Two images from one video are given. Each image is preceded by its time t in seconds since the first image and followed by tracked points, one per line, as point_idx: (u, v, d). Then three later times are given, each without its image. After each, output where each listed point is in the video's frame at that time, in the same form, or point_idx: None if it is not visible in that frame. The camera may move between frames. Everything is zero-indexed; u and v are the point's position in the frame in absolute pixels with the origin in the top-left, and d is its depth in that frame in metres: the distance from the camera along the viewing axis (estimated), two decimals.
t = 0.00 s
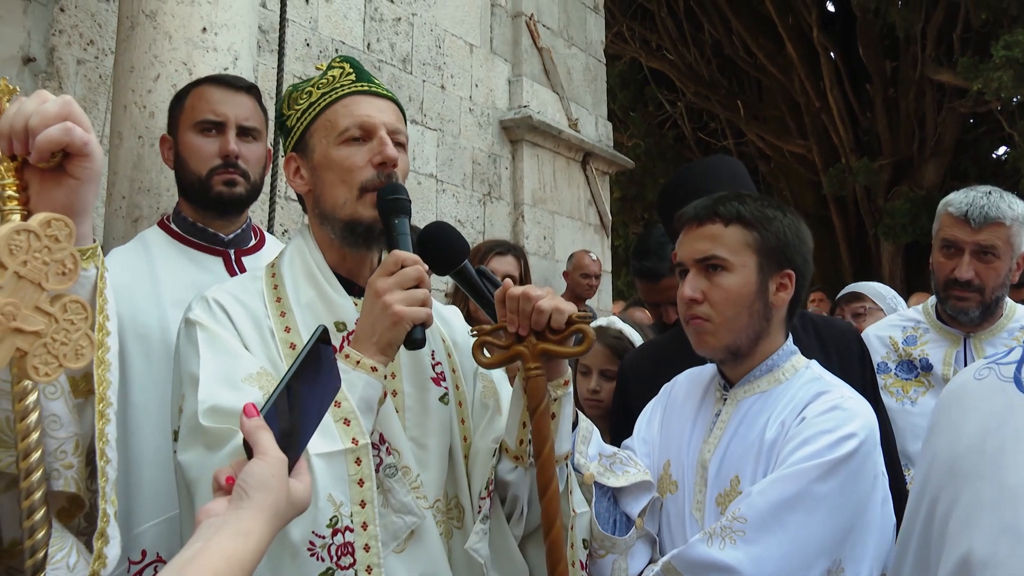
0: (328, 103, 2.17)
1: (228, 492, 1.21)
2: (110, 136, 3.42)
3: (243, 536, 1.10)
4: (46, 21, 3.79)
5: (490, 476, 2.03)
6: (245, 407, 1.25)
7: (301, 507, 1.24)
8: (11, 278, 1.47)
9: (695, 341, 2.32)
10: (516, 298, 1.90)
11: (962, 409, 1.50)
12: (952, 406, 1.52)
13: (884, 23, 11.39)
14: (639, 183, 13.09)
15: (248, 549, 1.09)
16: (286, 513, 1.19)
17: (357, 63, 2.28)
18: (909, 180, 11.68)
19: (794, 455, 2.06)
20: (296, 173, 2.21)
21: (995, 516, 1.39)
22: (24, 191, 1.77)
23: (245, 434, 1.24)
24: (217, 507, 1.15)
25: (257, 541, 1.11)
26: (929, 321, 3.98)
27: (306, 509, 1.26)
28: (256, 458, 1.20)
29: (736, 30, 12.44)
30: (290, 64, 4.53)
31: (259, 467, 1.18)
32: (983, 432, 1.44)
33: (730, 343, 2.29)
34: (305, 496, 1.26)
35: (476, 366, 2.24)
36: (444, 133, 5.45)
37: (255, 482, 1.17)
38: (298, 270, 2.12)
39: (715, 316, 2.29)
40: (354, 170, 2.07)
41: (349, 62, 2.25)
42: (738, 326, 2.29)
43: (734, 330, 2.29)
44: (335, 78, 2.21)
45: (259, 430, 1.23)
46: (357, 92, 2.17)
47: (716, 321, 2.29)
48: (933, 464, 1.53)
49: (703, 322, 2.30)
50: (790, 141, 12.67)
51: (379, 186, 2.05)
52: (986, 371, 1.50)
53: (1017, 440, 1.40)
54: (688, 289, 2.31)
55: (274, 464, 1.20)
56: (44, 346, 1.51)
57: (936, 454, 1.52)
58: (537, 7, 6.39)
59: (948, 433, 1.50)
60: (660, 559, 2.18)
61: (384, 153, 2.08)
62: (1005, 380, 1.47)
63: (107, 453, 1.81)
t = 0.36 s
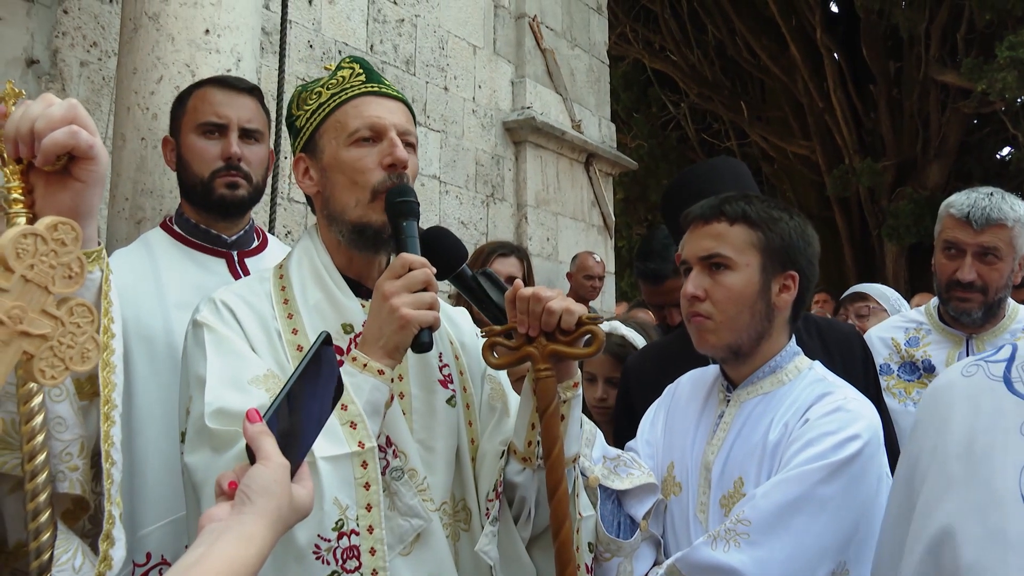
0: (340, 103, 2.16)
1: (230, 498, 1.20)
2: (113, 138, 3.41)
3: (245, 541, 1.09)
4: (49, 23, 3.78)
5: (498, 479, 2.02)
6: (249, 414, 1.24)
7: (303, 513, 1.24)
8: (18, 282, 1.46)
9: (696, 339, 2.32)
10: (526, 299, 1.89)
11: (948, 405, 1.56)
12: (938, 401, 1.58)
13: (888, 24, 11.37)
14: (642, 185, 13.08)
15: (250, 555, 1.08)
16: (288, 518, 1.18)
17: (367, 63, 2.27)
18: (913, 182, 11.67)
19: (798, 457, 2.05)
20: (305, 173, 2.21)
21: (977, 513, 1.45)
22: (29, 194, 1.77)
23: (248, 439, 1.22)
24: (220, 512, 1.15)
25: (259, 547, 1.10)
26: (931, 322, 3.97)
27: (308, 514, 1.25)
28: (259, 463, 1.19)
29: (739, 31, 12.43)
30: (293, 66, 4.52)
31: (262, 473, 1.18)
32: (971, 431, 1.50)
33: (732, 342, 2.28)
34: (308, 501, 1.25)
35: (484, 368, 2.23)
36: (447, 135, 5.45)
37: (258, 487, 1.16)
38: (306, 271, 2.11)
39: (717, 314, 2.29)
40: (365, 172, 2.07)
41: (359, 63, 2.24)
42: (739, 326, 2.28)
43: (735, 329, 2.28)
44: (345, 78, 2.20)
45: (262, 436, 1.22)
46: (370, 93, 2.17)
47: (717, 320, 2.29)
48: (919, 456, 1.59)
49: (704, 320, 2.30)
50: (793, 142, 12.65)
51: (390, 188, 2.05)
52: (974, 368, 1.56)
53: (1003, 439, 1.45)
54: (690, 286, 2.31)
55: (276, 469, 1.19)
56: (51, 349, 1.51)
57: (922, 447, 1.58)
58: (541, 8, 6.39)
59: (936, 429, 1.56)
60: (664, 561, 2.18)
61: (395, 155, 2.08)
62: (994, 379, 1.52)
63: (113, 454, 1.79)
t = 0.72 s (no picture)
0: (340, 100, 2.15)
1: (228, 496, 1.20)
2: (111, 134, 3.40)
3: (244, 539, 1.09)
4: (47, 19, 3.77)
5: (499, 474, 2.02)
6: (246, 412, 1.24)
7: (301, 511, 1.23)
8: (22, 278, 1.42)
9: (701, 334, 2.32)
10: (522, 294, 1.88)
11: (955, 404, 1.49)
12: (948, 399, 1.51)
13: (888, 19, 11.35)
14: (641, 181, 13.08)
15: (248, 552, 1.08)
16: (286, 516, 1.18)
17: (370, 58, 2.26)
18: (913, 177, 11.66)
19: (803, 455, 2.05)
20: (304, 168, 2.21)
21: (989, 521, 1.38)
22: (32, 190, 1.77)
23: (246, 438, 1.23)
24: (218, 510, 1.14)
25: (258, 545, 1.10)
26: (930, 317, 3.97)
27: (306, 512, 1.25)
28: (256, 462, 1.19)
29: (739, 27, 12.41)
30: (291, 62, 4.51)
31: (259, 471, 1.17)
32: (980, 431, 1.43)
33: (734, 338, 2.28)
34: (306, 499, 1.25)
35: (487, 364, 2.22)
36: (446, 131, 5.44)
37: (256, 485, 1.16)
38: (307, 267, 2.11)
39: (719, 309, 2.28)
40: (364, 170, 2.06)
41: (361, 58, 2.23)
42: (741, 322, 2.27)
43: (738, 324, 2.28)
44: (347, 74, 2.19)
45: (260, 434, 1.22)
46: (371, 90, 2.16)
47: (719, 314, 2.28)
48: (927, 457, 1.52)
49: (707, 315, 2.29)
50: (793, 137, 12.64)
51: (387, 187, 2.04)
52: (984, 367, 1.49)
53: (1012, 438, 1.39)
54: (693, 281, 2.30)
55: (274, 467, 1.19)
56: (54, 346, 1.48)
57: (930, 448, 1.52)
58: (540, 4, 6.37)
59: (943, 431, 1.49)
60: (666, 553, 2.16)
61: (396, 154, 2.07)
62: (1003, 378, 1.45)
63: (116, 451, 1.80)
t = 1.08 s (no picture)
0: (336, 97, 2.15)
1: (228, 490, 1.20)
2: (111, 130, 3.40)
3: (243, 534, 1.09)
4: (46, 15, 3.77)
5: (498, 463, 2.01)
6: (245, 407, 1.24)
7: (300, 506, 1.23)
8: (32, 272, 1.35)
9: (707, 326, 2.31)
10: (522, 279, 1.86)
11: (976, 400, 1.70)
12: (965, 395, 1.73)
13: (890, 15, 11.33)
14: (642, 178, 13.08)
15: (247, 547, 1.08)
16: (286, 511, 1.18)
17: (368, 55, 2.25)
18: (914, 174, 11.65)
19: (808, 454, 2.04)
20: (300, 166, 2.21)
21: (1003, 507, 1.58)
22: (38, 183, 1.72)
23: (246, 433, 1.22)
24: (218, 505, 1.14)
25: (257, 539, 1.10)
26: (930, 314, 3.97)
27: (305, 507, 1.25)
28: (255, 457, 1.19)
29: (740, 23, 12.39)
30: (291, 58, 4.50)
31: (259, 466, 1.17)
32: (999, 430, 1.63)
33: (742, 332, 2.27)
34: (305, 494, 1.25)
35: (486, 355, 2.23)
36: (446, 127, 5.43)
37: (255, 480, 1.15)
38: (304, 263, 2.10)
39: (728, 303, 2.27)
40: (360, 168, 2.06)
41: (359, 55, 2.22)
42: (750, 316, 2.26)
43: (747, 318, 2.27)
44: (344, 71, 2.18)
45: (260, 429, 1.22)
46: (367, 87, 2.15)
47: (728, 307, 2.27)
48: (945, 447, 1.74)
49: (715, 307, 2.29)
50: (794, 134, 12.62)
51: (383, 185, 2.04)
52: (1001, 365, 1.71)
53: None
54: (704, 272, 2.29)
55: (273, 463, 1.18)
56: (66, 340, 1.40)
57: (947, 439, 1.74)
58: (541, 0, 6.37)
59: (959, 422, 1.72)
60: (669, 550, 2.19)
61: (390, 152, 2.07)
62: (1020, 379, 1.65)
63: (124, 446, 1.79)
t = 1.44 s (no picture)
0: (342, 97, 2.15)
1: (234, 487, 1.20)
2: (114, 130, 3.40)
3: (249, 529, 1.09)
4: (50, 15, 3.77)
5: (510, 456, 2.01)
6: (251, 403, 1.23)
7: (306, 502, 1.23)
8: (52, 270, 1.31)
9: (716, 321, 2.30)
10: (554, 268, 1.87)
11: (984, 402, 1.73)
12: (973, 399, 1.76)
13: (893, 15, 11.32)
14: (645, 178, 13.08)
15: (254, 543, 1.08)
16: (292, 508, 1.17)
17: (373, 54, 2.25)
18: (917, 174, 11.63)
19: (815, 453, 2.04)
20: (306, 165, 2.20)
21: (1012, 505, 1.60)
22: (48, 181, 1.68)
23: (252, 429, 1.22)
24: (223, 501, 1.14)
25: (263, 535, 1.10)
26: (934, 314, 3.96)
27: (312, 504, 1.25)
28: (261, 453, 1.19)
29: (743, 23, 12.38)
30: (294, 58, 4.50)
31: (265, 462, 1.17)
32: (1007, 428, 1.66)
33: (750, 329, 2.26)
34: (311, 491, 1.25)
35: (489, 354, 2.23)
36: (449, 127, 5.43)
37: (261, 476, 1.15)
38: (309, 262, 2.10)
39: (737, 299, 2.26)
40: (366, 168, 2.06)
41: (364, 54, 2.22)
42: (759, 313, 2.26)
43: (755, 316, 2.26)
44: (349, 70, 2.18)
45: (266, 426, 1.22)
46: (372, 87, 2.15)
47: (737, 304, 2.26)
48: (954, 449, 1.76)
49: (724, 303, 2.28)
50: (797, 134, 12.61)
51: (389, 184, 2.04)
52: (1006, 367, 1.73)
53: None
54: (714, 267, 2.28)
55: (279, 459, 1.18)
56: (84, 339, 1.36)
57: (956, 441, 1.76)
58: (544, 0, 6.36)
59: (969, 422, 1.74)
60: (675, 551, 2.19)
61: (397, 152, 2.06)
62: None
63: (135, 445, 1.78)
